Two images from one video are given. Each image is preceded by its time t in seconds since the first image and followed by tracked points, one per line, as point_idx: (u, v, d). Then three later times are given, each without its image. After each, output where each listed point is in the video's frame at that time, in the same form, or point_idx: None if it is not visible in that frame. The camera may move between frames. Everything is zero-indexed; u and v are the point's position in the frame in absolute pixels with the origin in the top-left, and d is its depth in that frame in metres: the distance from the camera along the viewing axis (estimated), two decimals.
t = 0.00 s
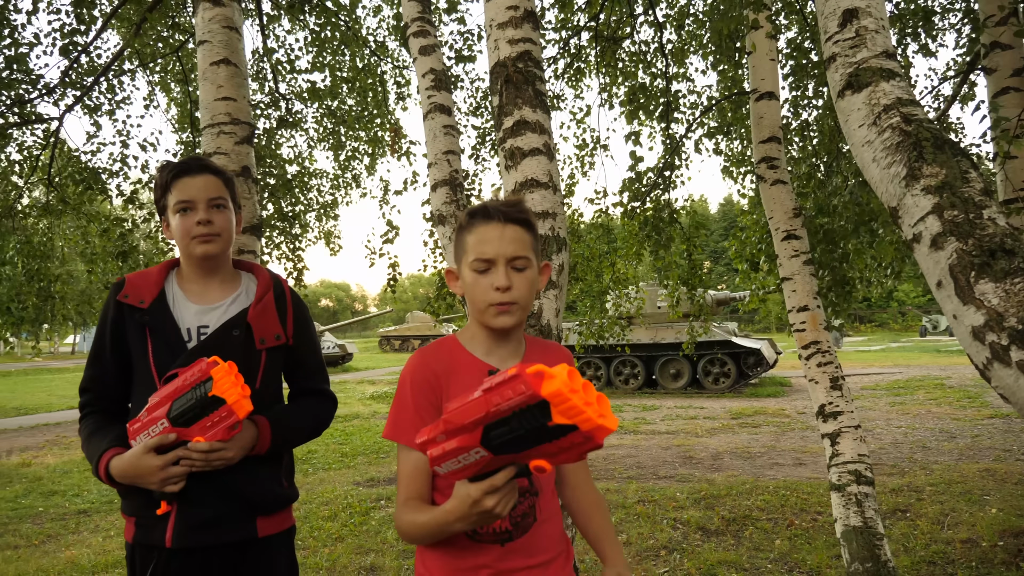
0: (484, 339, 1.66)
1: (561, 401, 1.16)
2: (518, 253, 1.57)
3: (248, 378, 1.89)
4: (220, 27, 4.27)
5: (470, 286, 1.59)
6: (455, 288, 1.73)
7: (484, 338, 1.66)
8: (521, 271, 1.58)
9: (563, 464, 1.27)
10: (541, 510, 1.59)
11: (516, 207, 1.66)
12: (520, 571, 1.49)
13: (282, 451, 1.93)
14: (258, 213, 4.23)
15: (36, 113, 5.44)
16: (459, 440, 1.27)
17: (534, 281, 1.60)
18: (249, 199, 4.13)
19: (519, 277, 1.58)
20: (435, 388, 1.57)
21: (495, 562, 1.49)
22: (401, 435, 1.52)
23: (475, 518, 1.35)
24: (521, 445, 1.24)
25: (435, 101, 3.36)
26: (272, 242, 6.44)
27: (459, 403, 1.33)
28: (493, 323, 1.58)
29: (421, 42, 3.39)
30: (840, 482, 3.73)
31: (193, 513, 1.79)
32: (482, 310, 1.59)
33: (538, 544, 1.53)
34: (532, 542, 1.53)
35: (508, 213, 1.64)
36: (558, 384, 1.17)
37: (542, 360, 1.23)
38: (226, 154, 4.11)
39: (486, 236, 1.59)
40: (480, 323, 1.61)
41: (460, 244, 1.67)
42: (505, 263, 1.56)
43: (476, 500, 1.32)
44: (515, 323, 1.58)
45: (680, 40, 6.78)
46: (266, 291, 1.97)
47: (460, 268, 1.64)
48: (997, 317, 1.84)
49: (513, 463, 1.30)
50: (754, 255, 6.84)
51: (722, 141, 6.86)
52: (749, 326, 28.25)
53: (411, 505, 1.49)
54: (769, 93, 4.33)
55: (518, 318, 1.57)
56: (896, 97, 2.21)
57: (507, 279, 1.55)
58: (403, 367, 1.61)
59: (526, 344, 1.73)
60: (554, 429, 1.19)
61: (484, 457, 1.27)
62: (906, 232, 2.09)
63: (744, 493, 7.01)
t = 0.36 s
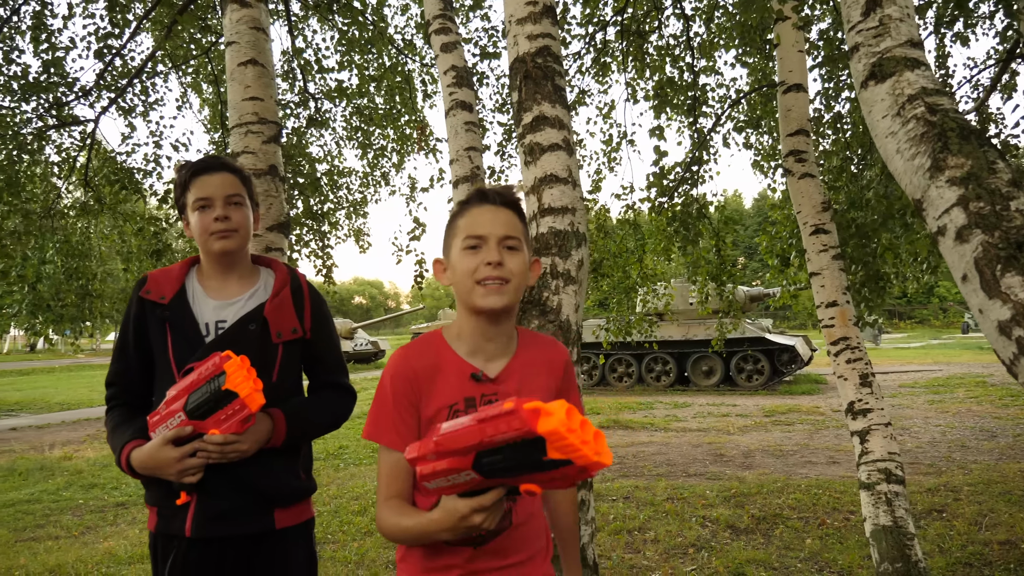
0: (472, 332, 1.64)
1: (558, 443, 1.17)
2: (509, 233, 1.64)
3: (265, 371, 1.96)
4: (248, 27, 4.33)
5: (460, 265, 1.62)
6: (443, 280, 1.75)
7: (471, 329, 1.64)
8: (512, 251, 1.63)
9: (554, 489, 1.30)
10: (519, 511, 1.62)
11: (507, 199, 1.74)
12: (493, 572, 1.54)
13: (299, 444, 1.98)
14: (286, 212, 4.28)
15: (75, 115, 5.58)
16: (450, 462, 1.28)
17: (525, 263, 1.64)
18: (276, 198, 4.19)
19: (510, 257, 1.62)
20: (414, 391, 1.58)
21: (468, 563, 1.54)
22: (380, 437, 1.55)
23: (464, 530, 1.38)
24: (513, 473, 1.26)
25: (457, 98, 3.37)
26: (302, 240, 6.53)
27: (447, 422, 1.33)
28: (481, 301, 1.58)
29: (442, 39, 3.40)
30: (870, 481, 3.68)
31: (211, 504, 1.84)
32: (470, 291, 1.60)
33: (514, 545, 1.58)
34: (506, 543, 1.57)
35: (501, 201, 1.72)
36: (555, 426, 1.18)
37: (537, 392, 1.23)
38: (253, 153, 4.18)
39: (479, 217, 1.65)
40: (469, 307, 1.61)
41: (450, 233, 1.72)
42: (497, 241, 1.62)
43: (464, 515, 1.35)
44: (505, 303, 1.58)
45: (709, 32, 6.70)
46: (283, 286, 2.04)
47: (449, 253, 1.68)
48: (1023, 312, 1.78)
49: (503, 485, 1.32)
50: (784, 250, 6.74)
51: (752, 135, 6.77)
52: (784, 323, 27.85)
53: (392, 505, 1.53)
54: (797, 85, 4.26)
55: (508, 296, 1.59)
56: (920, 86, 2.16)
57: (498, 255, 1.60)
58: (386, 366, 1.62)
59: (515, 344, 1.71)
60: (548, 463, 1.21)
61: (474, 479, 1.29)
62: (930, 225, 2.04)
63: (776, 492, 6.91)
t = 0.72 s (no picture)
0: (461, 340, 1.65)
1: (547, 464, 1.16)
2: (503, 243, 1.63)
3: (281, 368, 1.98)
4: (273, 27, 4.38)
5: (451, 274, 1.62)
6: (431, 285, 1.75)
7: (459, 339, 1.66)
8: (505, 262, 1.63)
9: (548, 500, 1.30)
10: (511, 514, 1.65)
11: (502, 204, 1.73)
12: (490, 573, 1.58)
13: (314, 441, 1.98)
14: (312, 210, 4.32)
15: (110, 115, 5.72)
16: (440, 496, 1.26)
17: (517, 273, 1.64)
18: (302, 196, 4.23)
19: (503, 268, 1.62)
20: (404, 408, 1.60)
21: (466, 569, 1.57)
22: (373, 452, 1.57)
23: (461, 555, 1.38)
24: (506, 495, 1.24)
25: (478, 94, 3.37)
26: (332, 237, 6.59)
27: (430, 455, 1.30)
28: (472, 314, 1.59)
29: (464, 35, 3.40)
30: (902, 481, 3.62)
31: (227, 501, 1.86)
32: (460, 302, 1.60)
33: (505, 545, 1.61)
34: (501, 546, 1.60)
35: (496, 207, 1.70)
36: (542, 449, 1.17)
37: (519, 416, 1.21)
38: (280, 152, 4.22)
39: (473, 224, 1.65)
40: (458, 318, 1.62)
41: (441, 238, 1.71)
42: (490, 250, 1.61)
43: (459, 543, 1.33)
44: (495, 316, 1.60)
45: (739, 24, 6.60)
46: (298, 284, 2.07)
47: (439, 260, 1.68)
48: None
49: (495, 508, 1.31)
50: (817, 245, 6.63)
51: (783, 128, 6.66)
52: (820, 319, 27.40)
53: (386, 520, 1.53)
54: (828, 76, 4.18)
55: (498, 311, 1.60)
56: (949, 76, 2.09)
57: (492, 266, 1.59)
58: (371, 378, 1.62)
59: (502, 349, 1.74)
60: (539, 482, 1.21)
61: (466, 507, 1.28)
62: (959, 219, 1.98)
63: (809, 491, 6.80)
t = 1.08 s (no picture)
0: (481, 329, 1.65)
1: (555, 401, 1.16)
2: (519, 238, 1.60)
3: (293, 364, 2.13)
4: (304, 25, 4.41)
5: (469, 269, 1.61)
6: (450, 274, 1.74)
7: (480, 330, 1.65)
8: (522, 258, 1.61)
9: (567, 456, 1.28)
10: (551, 506, 1.57)
11: (523, 196, 1.68)
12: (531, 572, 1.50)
13: (325, 437, 2.12)
14: (344, 206, 4.36)
15: (152, 116, 5.87)
16: (459, 448, 1.28)
17: (535, 268, 1.62)
18: (333, 192, 4.27)
19: (520, 264, 1.60)
20: (427, 393, 1.58)
21: (501, 564, 1.49)
22: (398, 438, 1.55)
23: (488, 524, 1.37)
24: (520, 447, 1.25)
25: (503, 88, 3.35)
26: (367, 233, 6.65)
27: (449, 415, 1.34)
28: (490, 310, 1.59)
29: (489, 29, 3.40)
30: (946, 483, 3.52)
31: (239, 496, 1.98)
32: (479, 296, 1.60)
33: (545, 541, 1.53)
34: (540, 541, 1.53)
35: (514, 199, 1.67)
36: (550, 385, 1.17)
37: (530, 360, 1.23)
38: (312, 149, 4.26)
39: (490, 219, 1.62)
40: (476, 311, 1.61)
41: (461, 228, 1.69)
42: (507, 247, 1.59)
43: (484, 509, 1.33)
44: (512, 310, 1.59)
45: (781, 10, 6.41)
46: (309, 282, 2.22)
47: (458, 251, 1.66)
48: None
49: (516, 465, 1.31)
50: (862, 237, 6.43)
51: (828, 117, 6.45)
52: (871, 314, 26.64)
53: (418, 507, 1.53)
54: (868, 63, 4.03)
55: (515, 306, 1.59)
56: (985, 58, 1.99)
57: (509, 264, 1.57)
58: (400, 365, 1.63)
59: (528, 335, 1.71)
60: (551, 428, 1.20)
61: (485, 465, 1.28)
62: (994, 209, 1.88)
63: (853, 491, 6.61)
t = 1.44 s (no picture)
0: (529, 325, 1.62)
1: (566, 396, 1.13)
2: (565, 238, 1.55)
3: (320, 357, 2.15)
4: (347, 23, 4.46)
5: (514, 269, 1.58)
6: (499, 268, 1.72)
7: (527, 325, 1.62)
8: (568, 258, 1.56)
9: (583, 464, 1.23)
10: (597, 501, 1.51)
11: (568, 190, 1.62)
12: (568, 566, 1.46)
13: (351, 433, 2.15)
14: (387, 201, 4.40)
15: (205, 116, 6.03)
16: (482, 431, 1.25)
17: (582, 267, 1.57)
18: (376, 188, 4.30)
19: (565, 263, 1.55)
20: (467, 383, 1.59)
21: (538, 556, 1.46)
22: (439, 424, 1.56)
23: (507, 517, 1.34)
24: (535, 441, 1.21)
25: (540, 80, 3.53)
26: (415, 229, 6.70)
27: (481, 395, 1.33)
28: (535, 308, 1.56)
29: (526, 20, 3.58)
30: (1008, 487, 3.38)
31: (268, 488, 2.05)
32: (525, 295, 1.57)
33: (586, 538, 1.48)
34: (583, 536, 1.48)
35: (560, 195, 1.61)
36: (567, 379, 1.14)
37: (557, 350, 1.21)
38: (354, 146, 4.30)
39: (534, 219, 1.57)
40: (523, 308, 1.59)
41: (507, 224, 1.65)
42: (552, 249, 1.54)
43: (501, 500, 1.31)
44: (558, 309, 1.56)
45: None
46: (337, 275, 2.24)
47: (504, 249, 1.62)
48: None
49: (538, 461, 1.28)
50: (924, 228, 6.16)
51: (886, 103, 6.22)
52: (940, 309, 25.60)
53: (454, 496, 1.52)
54: (926, 43, 3.87)
55: (562, 305, 1.56)
56: None
57: (553, 266, 1.53)
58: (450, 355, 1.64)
59: (579, 327, 1.65)
60: (564, 426, 1.17)
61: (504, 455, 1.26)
62: None
63: (915, 491, 6.36)
